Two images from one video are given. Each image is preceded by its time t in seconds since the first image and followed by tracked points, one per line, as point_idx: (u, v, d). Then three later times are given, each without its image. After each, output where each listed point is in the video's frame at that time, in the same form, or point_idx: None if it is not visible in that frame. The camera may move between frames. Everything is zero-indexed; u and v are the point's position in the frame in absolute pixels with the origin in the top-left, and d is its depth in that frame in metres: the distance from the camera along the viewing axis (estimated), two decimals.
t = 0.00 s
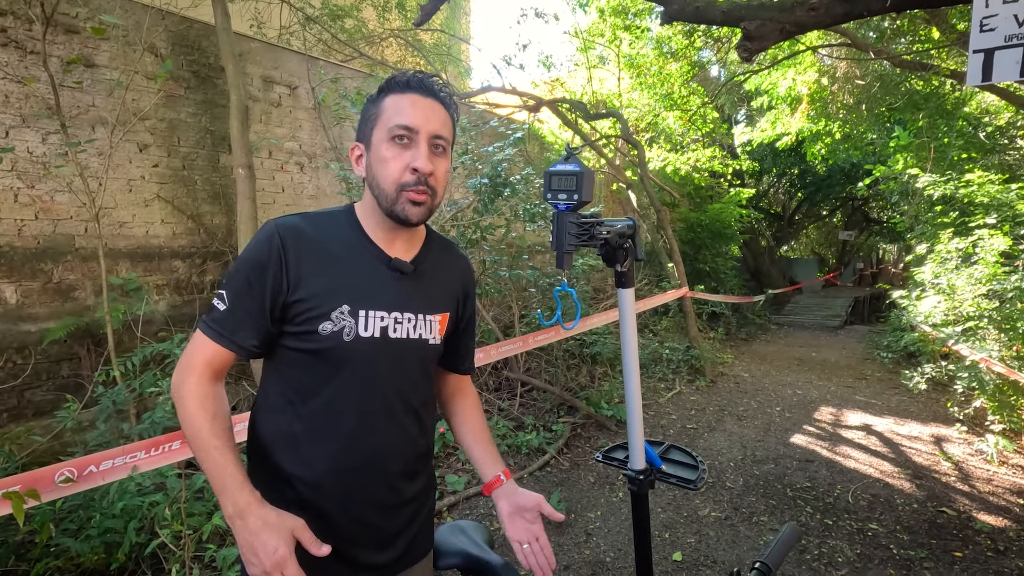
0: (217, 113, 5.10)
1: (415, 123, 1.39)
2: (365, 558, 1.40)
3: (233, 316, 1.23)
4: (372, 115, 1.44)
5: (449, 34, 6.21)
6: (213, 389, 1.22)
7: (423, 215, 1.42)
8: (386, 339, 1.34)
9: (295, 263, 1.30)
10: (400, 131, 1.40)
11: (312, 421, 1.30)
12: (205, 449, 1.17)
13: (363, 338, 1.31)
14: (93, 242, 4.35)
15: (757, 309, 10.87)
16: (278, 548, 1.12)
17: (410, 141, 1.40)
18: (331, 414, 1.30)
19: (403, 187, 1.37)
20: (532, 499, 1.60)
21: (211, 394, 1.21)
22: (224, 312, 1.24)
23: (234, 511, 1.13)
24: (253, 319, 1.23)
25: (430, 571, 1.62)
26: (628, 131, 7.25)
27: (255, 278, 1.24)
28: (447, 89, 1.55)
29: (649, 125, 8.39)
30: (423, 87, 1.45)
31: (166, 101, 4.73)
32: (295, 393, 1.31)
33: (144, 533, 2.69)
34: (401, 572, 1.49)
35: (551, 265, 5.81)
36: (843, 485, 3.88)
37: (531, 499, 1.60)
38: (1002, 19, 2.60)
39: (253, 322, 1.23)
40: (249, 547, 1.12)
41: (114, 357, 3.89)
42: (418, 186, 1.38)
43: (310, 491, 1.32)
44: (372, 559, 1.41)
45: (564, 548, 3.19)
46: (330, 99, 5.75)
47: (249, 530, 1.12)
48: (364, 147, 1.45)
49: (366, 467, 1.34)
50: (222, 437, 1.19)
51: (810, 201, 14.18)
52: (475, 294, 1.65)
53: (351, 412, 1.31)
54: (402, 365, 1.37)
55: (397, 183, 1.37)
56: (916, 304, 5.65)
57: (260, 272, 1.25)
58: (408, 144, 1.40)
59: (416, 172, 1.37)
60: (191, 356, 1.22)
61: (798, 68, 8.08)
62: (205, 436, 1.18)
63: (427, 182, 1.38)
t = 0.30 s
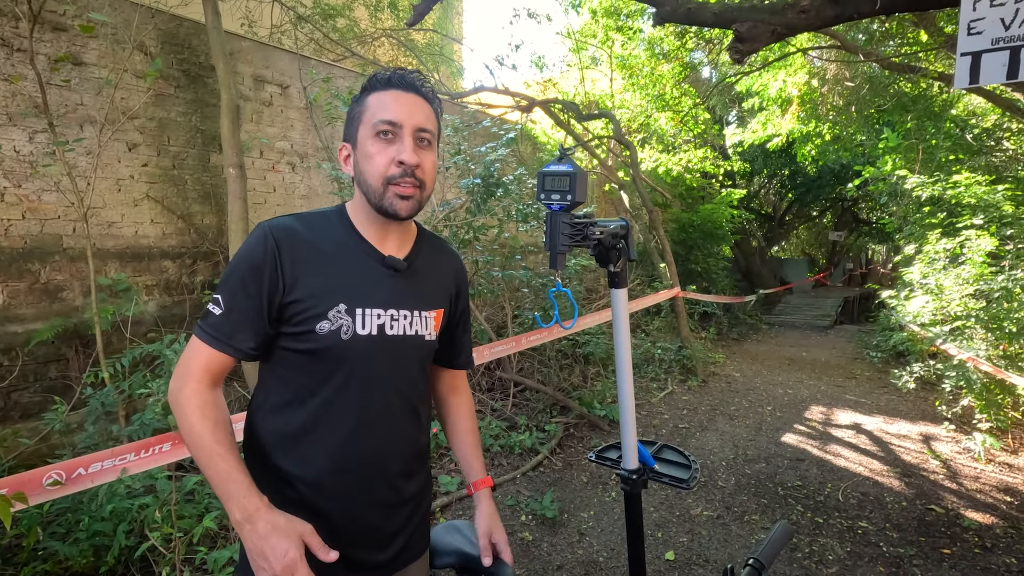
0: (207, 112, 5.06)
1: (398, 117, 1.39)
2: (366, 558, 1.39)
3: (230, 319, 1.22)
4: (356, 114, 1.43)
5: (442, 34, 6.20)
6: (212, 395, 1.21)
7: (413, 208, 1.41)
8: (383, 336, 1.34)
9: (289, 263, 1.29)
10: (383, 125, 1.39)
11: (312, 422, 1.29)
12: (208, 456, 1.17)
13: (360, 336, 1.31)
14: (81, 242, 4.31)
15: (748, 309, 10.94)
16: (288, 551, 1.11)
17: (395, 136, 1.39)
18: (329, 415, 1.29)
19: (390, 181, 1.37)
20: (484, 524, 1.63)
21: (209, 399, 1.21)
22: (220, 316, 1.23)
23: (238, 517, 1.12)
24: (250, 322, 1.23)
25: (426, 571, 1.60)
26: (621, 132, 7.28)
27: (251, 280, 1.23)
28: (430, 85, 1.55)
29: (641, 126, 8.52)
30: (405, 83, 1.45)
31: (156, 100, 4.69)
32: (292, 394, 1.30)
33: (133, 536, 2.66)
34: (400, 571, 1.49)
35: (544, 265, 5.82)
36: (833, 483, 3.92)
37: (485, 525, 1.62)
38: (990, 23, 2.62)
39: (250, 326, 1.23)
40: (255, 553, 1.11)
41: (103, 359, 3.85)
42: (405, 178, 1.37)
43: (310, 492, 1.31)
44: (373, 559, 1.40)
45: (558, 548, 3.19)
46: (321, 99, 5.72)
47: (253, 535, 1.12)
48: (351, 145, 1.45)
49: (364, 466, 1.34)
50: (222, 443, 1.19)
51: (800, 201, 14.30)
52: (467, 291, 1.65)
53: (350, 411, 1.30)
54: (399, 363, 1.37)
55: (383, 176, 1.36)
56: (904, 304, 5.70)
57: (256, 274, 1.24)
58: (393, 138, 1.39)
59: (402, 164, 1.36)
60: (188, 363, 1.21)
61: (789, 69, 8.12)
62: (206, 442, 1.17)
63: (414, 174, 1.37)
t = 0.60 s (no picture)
0: (192, 111, 5.00)
1: (374, 113, 1.37)
2: (364, 557, 1.37)
3: (219, 325, 1.23)
4: (332, 113, 1.42)
5: (431, 34, 6.18)
6: (210, 402, 1.23)
7: (394, 204, 1.39)
8: (371, 332, 1.33)
9: (274, 264, 1.28)
10: (360, 123, 1.38)
11: (302, 422, 1.28)
12: (203, 459, 1.20)
13: (347, 332, 1.30)
14: (63, 242, 4.23)
15: (735, 309, 11.03)
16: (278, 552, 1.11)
17: (373, 133, 1.38)
18: (319, 414, 1.28)
19: (371, 178, 1.35)
20: (479, 522, 1.63)
21: (206, 405, 1.23)
22: (211, 322, 1.23)
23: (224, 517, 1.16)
24: (238, 326, 1.23)
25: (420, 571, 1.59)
26: (610, 133, 7.30)
27: (236, 284, 1.23)
28: (405, 81, 1.54)
29: (629, 128, 8.54)
30: (380, 80, 1.44)
31: (140, 98, 4.63)
32: (283, 396, 1.29)
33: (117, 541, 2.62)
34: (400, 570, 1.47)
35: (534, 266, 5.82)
36: (820, 482, 3.96)
37: (479, 523, 1.62)
38: (973, 27, 2.67)
39: (238, 330, 1.22)
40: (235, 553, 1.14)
41: (85, 361, 3.78)
42: (385, 175, 1.36)
43: (305, 492, 1.30)
44: (372, 558, 1.39)
45: (547, 548, 3.19)
46: (309, 98, 5.67)
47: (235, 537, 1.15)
48: (329, 145, 1.43)
49: (357, 463, 1.32)
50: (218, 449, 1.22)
51: (786, 203, 14.46)
52: (456, 286, 1.64)
53: (340, 408, 1.29)
54: (388, 358, 1.35)
55: (364, 174, 1.35)
56: (888, 305, 5.78)
57: (240, 278, 1.23)
58: (371, 135, 1.38)
59: (382, 161, 1.35)
60: (187, 370, 1.23)
61: (775, 73, 8.18)
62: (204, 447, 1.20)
63: (394, 170, 1.36)
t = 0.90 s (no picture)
0: (176, 110, 4.93)
1: (396, 131, 1.36)
2: (345, 560, 1.35)
3: (198, 325, 1.20)
4: (344, 118, 1.37)
5: (418, 34, 6.15)
6: (192, 400, 1.20)
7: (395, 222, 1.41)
8: (352, 332, 1.31)
9: (255, 264, 1.26)
10: (379, 137, 1.35)
11: (283, 422, 1.26)
12: (185, 457, 1.16)
13: (328, 333, 1.28)
14: (42, 243, 4.15)
15: (722, 310, 11.11)
16: (268, 541, 1.08)
17: (389, 149, 1.37)
18: (300, 413, 1.26)
19: (383, 194, 1.35)
20: (478, 523, 1.60)
21: (188, 404, 1.20)
22: (191, 322, 1.21)
23: (219, 510, 1.10)
24: (218, 326, 1.21)
25: None
26: (598, 134, 7.32)
27: (216, 284, 1.21)
28: (411, 95, 1.53)
29: (617, 129, 8.65)
30: (395, 95, 1.43)
31: (122, 97, 4.55)
32: (264, 397, 1.27)
33: (96, 549, 2.56)
34: None
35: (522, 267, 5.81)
36: (806, 481, 3.99)
37: (478, 523, 1.60)
38: (953, 32, 2.71)
39: (218, 330, 1.20)
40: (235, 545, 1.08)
41: (65, 365, 3.70)
42: (398, 195, 1.37)
43: (285, 494, 1.27)
44: (353, 563, 1.36)
45: (535, 551, 3.18)
46: (295, 98, 5.62)
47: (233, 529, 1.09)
48: (336, 147, 1.37)
49: (338, 465, 1.30)
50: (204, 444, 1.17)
51: (772, 205, 14.61)
52: (443, 288, 1.62)
53: (320, 409, 1.27)
54: (370, 359, 1.33)
55: (378, 189, 1.34)
56: (872, 305, 5.85)
57: (221, 278, 1.22)
58: (388, 151, 1.36)
59: (399, 181, 1.36)
60: (165, 371, 1.20)
61: (761, 75, 8.35)
62: (187, 442, 1.16)
63: (407, 191, 1.38)
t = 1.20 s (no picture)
0: (163, 110, 4.88)
1: (401, 150, 1.36)
2: (330, 564, 1.33)
3: (185, 327, 1.17)
4: (350, 132, 1.35)
5: (409, 35, 6.14)
6: (182, 399, 1.16)
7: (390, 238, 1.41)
8: (341, 338, 1.30)
9: (244, 268, 1.24)
10: (386, 156, 1.34)
11: (271, 425, 1.25)
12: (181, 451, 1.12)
13: (317, 338, 1.27)
14: (26, 245, 4.09)
15: (713, 311, 11.17)
16: (292, 499, 1.07)
17: (393, 169, 1.36)
18: (290, 417, 1.25)
19: (385, 213, 1.35)
20: (467, 526, 1.60)
21: (178, 402, 1.15)
22: (177, 325, 1.18)
23: (236, 483, 1.08)
24: (208, 329, 1.18)
25: None
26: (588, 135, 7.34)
27: (206, 287, 1.19)
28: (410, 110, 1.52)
29: (608, 131, 8.64)
30: (400, 113, 1.42)
31: (108, 97, 4.50)
32: (251, 400, 1.25)
33: (79, 555, 2.52)
34: None
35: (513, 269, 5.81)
36: (794, 481, 4.02)
37: (467, 527, 1.60)
38: (936, 37, 2.72)
39: (207, 333, 1.18)
40: (259, 511, 1.06)
41: (49, 368, 3.65)
42: (398, 214, 1.37)
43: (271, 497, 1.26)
44: (338, 565, 1.35)
45: (525, 553, 3.18)
46: (284, 98, 5.58)
47: (254, 497, 1.07)
48: (338, 159, 1.35)
49: (325, 468, 1.29)
50: (203, 429, 1.14)
51: (762, 205, 14.71)
52: (427, 293, 1.62)
53: (309, 412, 1.26)
54: (358, 364, 1.33)
55: (380, 207, 1.34)
56: (860, 306, 5.90)
57: (210, 281, 1.19)
58: (391, 171, 1.36)
59: (400, 200, 1.36)
60: (150, 373, 1.16)
61: (751, 77, 8.44)
62: (184, 431, 1.12)
63: (407, 210, 1.39)
